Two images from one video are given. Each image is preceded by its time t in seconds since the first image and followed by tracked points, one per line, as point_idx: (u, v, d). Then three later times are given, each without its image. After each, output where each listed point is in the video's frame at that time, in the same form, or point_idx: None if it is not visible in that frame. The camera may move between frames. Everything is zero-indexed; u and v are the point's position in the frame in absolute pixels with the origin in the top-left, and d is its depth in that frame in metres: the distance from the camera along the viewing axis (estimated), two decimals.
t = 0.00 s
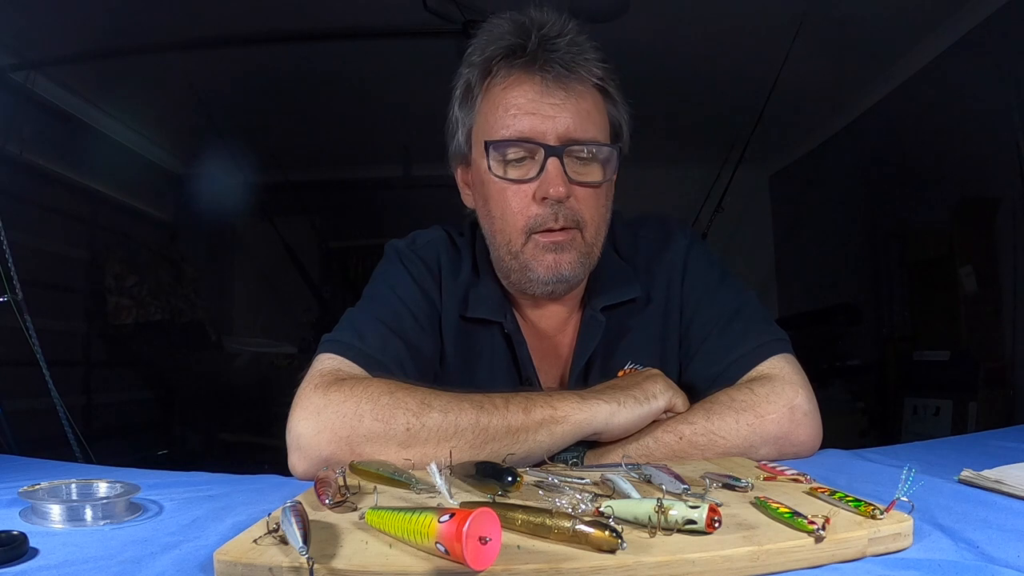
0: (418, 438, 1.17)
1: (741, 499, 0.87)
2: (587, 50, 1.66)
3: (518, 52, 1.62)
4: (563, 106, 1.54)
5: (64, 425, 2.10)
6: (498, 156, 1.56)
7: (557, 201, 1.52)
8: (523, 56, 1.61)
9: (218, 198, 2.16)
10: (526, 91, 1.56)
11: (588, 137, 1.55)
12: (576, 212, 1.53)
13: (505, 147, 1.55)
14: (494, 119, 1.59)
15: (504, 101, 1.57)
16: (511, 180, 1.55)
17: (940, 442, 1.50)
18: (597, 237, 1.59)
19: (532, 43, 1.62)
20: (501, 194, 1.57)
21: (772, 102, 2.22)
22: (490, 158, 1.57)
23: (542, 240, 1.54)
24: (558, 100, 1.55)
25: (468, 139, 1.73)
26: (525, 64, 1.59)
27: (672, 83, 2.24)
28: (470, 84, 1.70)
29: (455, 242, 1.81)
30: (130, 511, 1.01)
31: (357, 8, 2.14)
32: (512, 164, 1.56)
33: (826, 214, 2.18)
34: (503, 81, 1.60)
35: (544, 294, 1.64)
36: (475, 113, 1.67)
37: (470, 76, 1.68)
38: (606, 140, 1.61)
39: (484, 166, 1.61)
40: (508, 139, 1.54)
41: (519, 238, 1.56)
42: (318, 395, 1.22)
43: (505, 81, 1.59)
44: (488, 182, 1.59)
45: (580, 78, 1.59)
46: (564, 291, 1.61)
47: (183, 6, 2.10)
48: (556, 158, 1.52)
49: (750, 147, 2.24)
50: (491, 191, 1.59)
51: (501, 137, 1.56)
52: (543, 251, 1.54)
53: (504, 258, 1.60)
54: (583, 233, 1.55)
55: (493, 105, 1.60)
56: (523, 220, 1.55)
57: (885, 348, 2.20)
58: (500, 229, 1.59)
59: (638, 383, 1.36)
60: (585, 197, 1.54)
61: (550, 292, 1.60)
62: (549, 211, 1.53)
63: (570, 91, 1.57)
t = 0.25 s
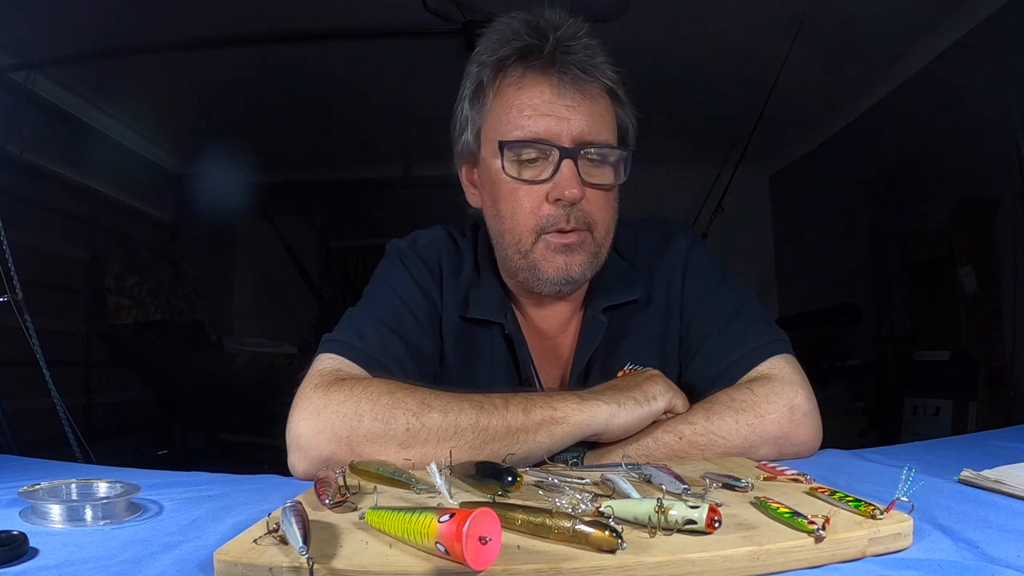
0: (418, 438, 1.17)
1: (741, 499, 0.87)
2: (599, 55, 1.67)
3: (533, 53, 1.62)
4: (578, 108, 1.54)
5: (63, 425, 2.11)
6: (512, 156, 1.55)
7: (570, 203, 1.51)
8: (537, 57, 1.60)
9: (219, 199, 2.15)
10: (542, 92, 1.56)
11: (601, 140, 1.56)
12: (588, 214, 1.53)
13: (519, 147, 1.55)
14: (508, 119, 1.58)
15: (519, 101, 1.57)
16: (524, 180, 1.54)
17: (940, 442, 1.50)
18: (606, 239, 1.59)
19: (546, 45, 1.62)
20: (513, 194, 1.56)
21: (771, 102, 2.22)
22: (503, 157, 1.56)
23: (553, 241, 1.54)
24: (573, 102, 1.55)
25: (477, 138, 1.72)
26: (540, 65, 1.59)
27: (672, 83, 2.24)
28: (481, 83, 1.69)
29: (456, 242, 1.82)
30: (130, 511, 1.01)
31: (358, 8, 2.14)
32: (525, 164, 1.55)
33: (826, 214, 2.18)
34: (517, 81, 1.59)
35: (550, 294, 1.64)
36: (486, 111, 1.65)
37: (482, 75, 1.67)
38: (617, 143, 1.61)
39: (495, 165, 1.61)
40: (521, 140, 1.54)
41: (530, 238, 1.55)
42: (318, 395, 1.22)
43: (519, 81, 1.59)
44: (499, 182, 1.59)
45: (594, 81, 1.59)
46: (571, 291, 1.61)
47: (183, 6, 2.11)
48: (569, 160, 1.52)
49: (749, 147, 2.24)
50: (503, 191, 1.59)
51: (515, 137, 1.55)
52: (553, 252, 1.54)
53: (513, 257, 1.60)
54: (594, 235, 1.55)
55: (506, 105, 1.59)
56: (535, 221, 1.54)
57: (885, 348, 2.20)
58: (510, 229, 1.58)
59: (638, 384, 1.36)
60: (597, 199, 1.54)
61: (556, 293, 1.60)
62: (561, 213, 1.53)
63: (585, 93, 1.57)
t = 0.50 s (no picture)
0: (418, 438, 1.17)
1: (741, 499, 0.87)
2: (610, 56, 1.67)
3: (546, 53, 1.61)
4: (590, 110, 1.54)
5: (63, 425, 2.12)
6: (522, 155, 1.55)
7: (580, 205, 1.51)
8: (550, 57, 1.60)
9: (219, 199, 2.15)
10: (555, 93, 1.55)
11: (611, 143, 1.56)
12: (596, 216, 1.54)
13: (529, 147, 1.54)
14: (518, 118, 1.57)
15: (531, 100, 1.56)
16: (534, 181, 1.54)
17: (940, 441, 1.51)
18: (613, 241, 1.60)
19: (559, 45, 1.62)
20: (521, 194, 1.56)
21: (771, 102, 2.22)
22: (513, 157, 1.56)
23: (561, 242, 1.54)
24: (585, 103, 1.54)
25: (485, 136, 1.71)
26: (554, 65, 1.58)
27: (672, 83, 2.24)
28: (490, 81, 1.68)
29: (459, 242, 1.82)
30: (130, 511, 1.01)
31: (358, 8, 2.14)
32: (535, 164, 1.55)
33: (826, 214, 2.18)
34: (528, 80, 1.58)
35: (555, 295, 1.64)
36: (496, 109, 1.64)
37: (492, 72, 1.66)
38: (626, 146, 1.61)
39: (504, 164, 1.60)
40: (532, 140, 1.54)
41: (538, 238, 1.55)
42: (319, 396, 1.22)
43: (530, 80, 1.58)
44: (508, 181, 1.58)
45: (606, 83, 1.59)
46: (576, 292, 1.62)
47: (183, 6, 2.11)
48: (580, 161, 1.52)
49: (749, 147, 2.24)
50: (511, 190, 1.58)
51: (526, 136, 1.55)
52: (560, 252, 1.54)
53: (519, 256, 1.60)
54: (601, 237, 1.56)
55: (517, 104, 1.58)
56: (544, 222, 1.54)
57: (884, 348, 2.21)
58: (518, 228, 1.58)
59: (639, 384, 1.36)
60: (605, 201, 1.54)
61: (562, 293, 1.61)
62: (570, 214, 1.53)
63: (597, 95, 1.56)
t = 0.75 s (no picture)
0: (419, 438, 1.17)
1: (741, 499, 0.87)
2: (620, 59, 1.66)
3: (556, 54, 1.61)
4: (600, 111, 1.53)
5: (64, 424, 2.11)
6: (531, 155, 1.54)
7: (588, 206, 1.51)
8: (561, 58, 1.59)
9: (220, 199, 2.15)
10: (565, 94, 1.54)
11: (620, 145, 1.55)
12: (604, 217, 1.54)
13: (538, 148, 1.54)
14: (528, 118, 1.57)
15: (541, 101, 1.55)
16: (542, 181, 1.54)
17: (940, 442, 1.51)
18: (620, 242, 1.60)
19: (570, 46, 1.61)
20: (529, 194, 1.56)
21: (771, 102, 2.24)
22: (522, 158, 1.56)
23: (569, 243, 1.54)
24: (596, 105, 1.54)
25: (493, 134, 1.71)
26: (565, 66, 1.57)
27: (672, 83, 2.25)
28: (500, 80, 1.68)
29: (463, 242, 1.82)
30: (130, 511, 1.01)
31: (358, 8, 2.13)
32: (544, 165, 1.55)
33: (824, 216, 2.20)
34: (538, 81, 1.58)
35: (560, 295, 1.64)
36: (505, 108, 1.64)
37: (502, 72, 1.66)
38: (635, 148, 1.61)
39: (512, 164, 1.60)
40: (542, 140, 1.53)
41: (545, 239, 1.55)
42: (319, 395, 1.22)
43: (541, 81, 1.58)
44: (516, 181, 1.58)
45: (616, 85, 1.59)
46: (582, 292, 1.62)
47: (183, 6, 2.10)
48: (589, 163, 1.51)
49: (749, 148, 2.25)
50: (519, 190, 1.58)
51: (535, 137, 1.55)
52: (567, 253, 1.54)
53: (526, 256, 1.60)
54: (609, 239, 1.56)
55: (526, 104, 1.58)
56: (552, 222, 1.54)
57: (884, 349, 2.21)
58: (525, 228, 1.58)
59: (639, 385, 1.36)
60: (614, 203, 1.54)
61: (568, 293, 1.61)
62: (579, 215, 1.53)
63: (607, 97, 1.56)
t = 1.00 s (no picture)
0: (419, 438, 1.17)
1: (741, 499, 0.87)
2: (627, 60, 1.66)
3: (563, 54, 1.60)
4: (606, 113, 1.53)
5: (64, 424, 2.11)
6: (536, 155, 1.54)
7: (592, 207, 1.51)
8: (567, 59, 1.59)
9: (220, 199, 2.15)
10: (571, 95, 1.54)
11: (625, 146, 1.55)
12: (608, 219, 1.54)
13: (543, 148, 1.54)
14: (533, 119, 1.57)
15: (546, 101, 1.55)
16: (546, 182, 1.54)
17: (940, 441, 1.51)
18: (623, 244, 1.60)
19: (577, 47, 1.61)
20: (533, 194, 1.56)
21: (771, 102, 2.24)
22: (527, 158, 1.56)
23: (572, 243, 1.54)
24: (601, 106, 1.53)
25: (498, 134, 1.71)
26: (571, 67, 1.57)
27: (672, 83, 2.25)
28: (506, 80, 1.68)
29: (464, 242, 1.82)
30: (130, 511, 1.01)
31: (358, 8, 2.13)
32: (548, 166, 1.55)
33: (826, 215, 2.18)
34: (544, 81, 1.58)
35: (563, 295, 1.64)
36: (510, 108, 1.64)
37: (508, 71, 1.65)
38: (639, 149, 1.61)
39: (517, 164, 1.60)
40: (547, 141, 1.53)
41: (549, 239, 1.55)
42: (320, 395, 1.22)
43: (546, 81, 1.57)
44: (521, 180, 1.58)
45: (622, 87, 1.58)
46: (585, 292, 1.62)
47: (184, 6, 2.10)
48: (594, 164, 1.51)
49: (749, 148, 2.25)
50: (523, 190, 1.58)
51: (540, 137, 1.54)
52: (571, 254, 1.54)
53: (529, 256, 1.60)
54: (613, 240, 1.56)
55: (532, 104, 1.58)
56: (556, 223, 1.54)
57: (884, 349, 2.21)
58: (529, 228, 1.58)
59: (639, 385, 1.36)
60: (617, 205, 1.54)
61: (570, 293, 1.61)
62: (583, 216, 1.53)
63: (613, 98, 1.56)
